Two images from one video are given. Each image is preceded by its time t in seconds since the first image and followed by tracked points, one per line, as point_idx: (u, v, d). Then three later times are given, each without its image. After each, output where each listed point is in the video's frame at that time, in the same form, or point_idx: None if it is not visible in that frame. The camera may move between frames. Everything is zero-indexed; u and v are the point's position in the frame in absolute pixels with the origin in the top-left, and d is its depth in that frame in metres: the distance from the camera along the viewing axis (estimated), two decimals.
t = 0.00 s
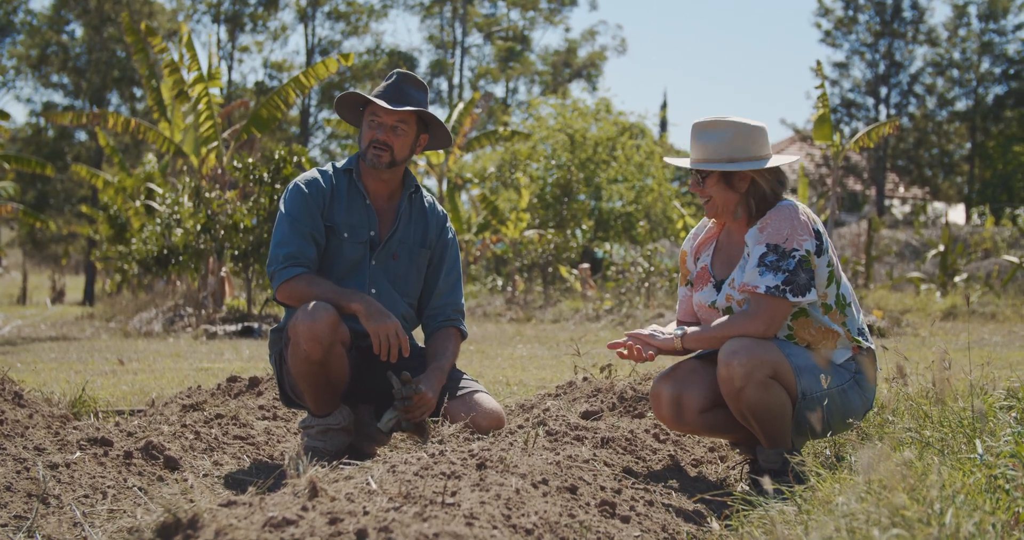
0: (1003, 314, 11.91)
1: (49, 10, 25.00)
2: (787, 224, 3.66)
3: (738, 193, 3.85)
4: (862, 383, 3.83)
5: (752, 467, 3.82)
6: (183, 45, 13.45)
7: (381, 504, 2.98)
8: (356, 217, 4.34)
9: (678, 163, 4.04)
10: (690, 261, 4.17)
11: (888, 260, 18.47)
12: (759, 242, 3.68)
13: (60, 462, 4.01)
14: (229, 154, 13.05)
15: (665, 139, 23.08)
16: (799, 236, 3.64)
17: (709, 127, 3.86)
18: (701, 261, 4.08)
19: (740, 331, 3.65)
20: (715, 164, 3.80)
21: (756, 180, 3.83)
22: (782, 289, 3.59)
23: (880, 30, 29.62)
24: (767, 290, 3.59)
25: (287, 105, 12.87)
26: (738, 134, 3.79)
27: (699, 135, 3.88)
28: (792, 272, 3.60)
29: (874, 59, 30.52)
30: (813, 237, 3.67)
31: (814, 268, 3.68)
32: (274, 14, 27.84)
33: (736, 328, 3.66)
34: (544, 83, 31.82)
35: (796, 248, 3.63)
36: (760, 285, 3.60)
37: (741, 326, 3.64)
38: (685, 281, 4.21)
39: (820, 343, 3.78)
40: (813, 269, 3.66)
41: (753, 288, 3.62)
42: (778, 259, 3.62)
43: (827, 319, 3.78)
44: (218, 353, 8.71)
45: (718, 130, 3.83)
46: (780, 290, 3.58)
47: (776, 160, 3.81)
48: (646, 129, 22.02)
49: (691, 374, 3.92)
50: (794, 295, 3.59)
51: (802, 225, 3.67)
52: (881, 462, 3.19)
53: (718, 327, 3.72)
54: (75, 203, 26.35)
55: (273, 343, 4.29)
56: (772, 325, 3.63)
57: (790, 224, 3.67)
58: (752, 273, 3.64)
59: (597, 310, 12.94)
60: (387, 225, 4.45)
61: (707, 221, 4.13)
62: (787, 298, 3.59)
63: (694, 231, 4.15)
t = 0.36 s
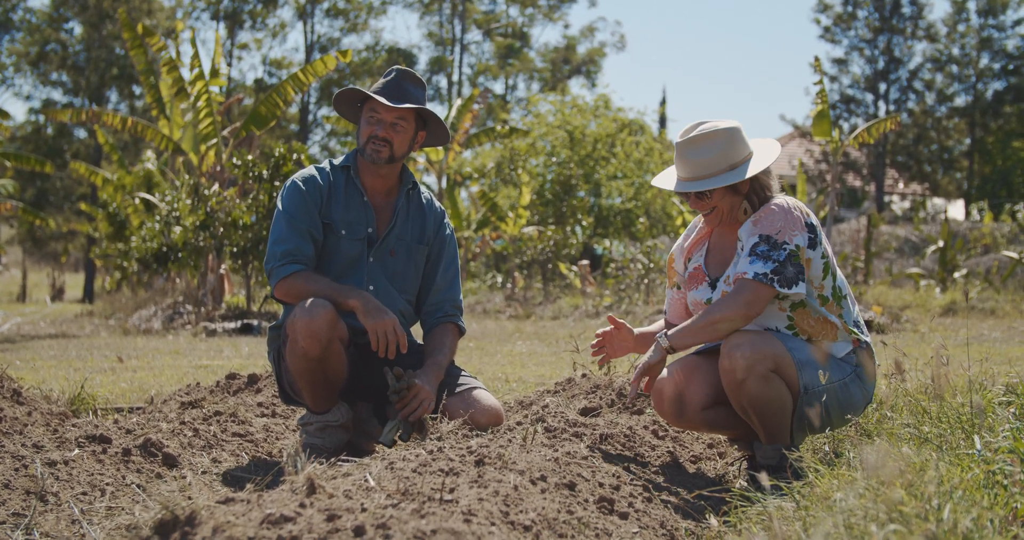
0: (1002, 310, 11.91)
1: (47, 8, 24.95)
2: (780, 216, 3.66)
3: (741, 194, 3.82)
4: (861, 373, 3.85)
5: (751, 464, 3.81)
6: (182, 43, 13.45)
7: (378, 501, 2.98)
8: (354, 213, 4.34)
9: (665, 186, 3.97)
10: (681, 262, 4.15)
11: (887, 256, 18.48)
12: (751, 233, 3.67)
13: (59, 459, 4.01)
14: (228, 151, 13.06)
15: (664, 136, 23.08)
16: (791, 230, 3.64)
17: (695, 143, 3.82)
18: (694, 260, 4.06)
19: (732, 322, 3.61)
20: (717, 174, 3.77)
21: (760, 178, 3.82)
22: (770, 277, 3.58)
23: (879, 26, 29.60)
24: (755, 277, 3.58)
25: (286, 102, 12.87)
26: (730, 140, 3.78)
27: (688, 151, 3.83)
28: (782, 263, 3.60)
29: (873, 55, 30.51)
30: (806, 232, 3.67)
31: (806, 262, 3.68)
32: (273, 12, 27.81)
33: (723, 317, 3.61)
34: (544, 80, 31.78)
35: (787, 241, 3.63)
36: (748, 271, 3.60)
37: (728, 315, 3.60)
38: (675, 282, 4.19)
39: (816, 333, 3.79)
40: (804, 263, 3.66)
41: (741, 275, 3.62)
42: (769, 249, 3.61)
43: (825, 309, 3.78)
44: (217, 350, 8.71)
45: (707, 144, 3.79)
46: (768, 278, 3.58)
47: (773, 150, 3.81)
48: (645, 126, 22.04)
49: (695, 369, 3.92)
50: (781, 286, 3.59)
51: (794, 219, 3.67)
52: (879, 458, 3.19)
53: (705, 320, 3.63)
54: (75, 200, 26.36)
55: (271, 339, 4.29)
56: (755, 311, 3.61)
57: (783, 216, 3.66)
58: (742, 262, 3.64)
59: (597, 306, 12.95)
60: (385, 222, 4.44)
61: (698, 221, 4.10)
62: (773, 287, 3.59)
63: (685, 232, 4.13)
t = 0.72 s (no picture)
0: (1001, 306, 11.91)
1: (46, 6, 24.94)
2: (777, 213, 3.66)
3: (721, 205, 3.74)
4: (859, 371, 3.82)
5: (750, 460, 3.82)
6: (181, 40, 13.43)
7: (377, 497, 2.98)
8: (353, 211, 4.34)
9: (643, 205, 3.88)
10: (668, 273, 4.10)
11: (887, 253, 18.48)
12: (775, 239, 3.64)
13: (58, 457, 4.01)
14: (227, 149, 13.06)
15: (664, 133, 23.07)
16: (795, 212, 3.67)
17: (669, 159, 3.72)
18: (680, 271, 4.02)
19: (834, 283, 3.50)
20: (696, 192, 3.68)
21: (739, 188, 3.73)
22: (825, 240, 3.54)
23: (878, 23, 29.59)
24: (816, 248, 3.52)
25: (285, 100, 12.85)
26: (706, 153, 3.68)
27: (663, 169, 3.72)
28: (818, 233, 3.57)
29: (872, 51, 30.50)
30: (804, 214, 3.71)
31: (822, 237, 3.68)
32: (272, 9, 27.80)
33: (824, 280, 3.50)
34: (543, 77, 31.76)
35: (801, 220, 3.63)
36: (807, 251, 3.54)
37: (829, 276, 3.49)
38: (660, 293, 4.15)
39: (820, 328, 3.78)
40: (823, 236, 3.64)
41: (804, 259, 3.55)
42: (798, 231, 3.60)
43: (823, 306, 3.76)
44: (216, 348, 8.71)
45: (682, 161, 3.69)
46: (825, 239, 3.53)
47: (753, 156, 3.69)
48: (644, 122, 22.05)
49: (691, 370, 3.91)
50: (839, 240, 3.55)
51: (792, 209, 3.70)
52: (878, 455, 3.18)
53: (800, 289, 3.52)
54: (74, 198, 26.39)
55: (270, 337, 4.29)
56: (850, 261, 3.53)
57: (784, 209, 3.66)
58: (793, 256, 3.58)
59: (596, 303, 12.95)
60: (383, 219, 4.45)
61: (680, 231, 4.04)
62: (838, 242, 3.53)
63: (668, 242, 4.09)
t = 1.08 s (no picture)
0: (1001, 302, 11.91)
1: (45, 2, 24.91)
2: (760, 214, 3.64)
3: (703, 211, 3.70)
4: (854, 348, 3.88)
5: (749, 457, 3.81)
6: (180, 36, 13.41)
7: (376, 494, 2.98)
8: (352, 207, 4.33)
9: (621, 211, 3.81)
10: (650, 275, 4.04)
11: (887, 248, 18.47)
12: (762, 242, 3.61)
13: (57, 454, 4.00)
14: (226, 145, 13.05)
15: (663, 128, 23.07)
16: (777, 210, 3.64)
17: (650, 167, 3.65)
18: (664, 274, 3.96)
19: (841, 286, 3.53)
20: (678, 201, 3.62)
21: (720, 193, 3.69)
22: (817, 241, 3.52)
23: (878, 18, 29.57)
24: (809, 253, 3.52)
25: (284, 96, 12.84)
26: (687, 162, 3.62)
27: (644, 177, 3.65)
28: (807, 230, 3.55)
29: (872, 46, 30.49)
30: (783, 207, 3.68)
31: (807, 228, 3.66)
32: (271, 6, 27.81)
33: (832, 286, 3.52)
34: (542, 73, 31.75)
35: (787, 218, 3.60)
36: (801, 259, 3.53)
37: (835, 281, 3.52)
38: (645, 297, 4.09)
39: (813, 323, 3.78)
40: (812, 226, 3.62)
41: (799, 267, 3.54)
42: (788, 236, 3.57)
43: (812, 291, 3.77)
44: (215, 345, 8.71)
45: (663, 168, 3.62)
46: (818, 241, 3.52)
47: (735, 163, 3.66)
48: (644, 118, 22.06)
49: (690, 380, 3.88)
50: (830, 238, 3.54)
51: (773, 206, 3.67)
52: (876, 451, 3.19)
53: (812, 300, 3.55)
54: (74, 195, 26.39)
55: (270, 333, 4.28)
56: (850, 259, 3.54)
57: (766, 209, 3.64)
58: (786, 264, 3.57)
59: (595, 299, 12.94)
60: (383, 215, 4.44)
61: (655, 234, 3.98)
62: (830, 242, 3.53)
63: (646, 245, 4.02)
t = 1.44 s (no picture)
0: (999, 300, 11.92)
1: None
2: (740, 202, 3.59)
3: (685, 196, 3.66)
4: (867, 267, 3.88)
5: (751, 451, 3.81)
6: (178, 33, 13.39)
7: (374, 491, 2.98)
8: (351, 205, 4.33)
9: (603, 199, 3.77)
10: (653, 277, 4.02)
11: (885, 246, 18.47)
12: (745, 233, 3.59)
13: (55, 451, 4.00)
14: (224, 143, 13.04)
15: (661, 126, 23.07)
16: (759, 196, 3.57)
17: (629, 151, 3.62)
18: (670, 273, 3.94)
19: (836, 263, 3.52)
20: (656, 184, 3.58)
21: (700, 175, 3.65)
22: (800, 230, 3.47)
23: (876, 16, 29.58)
24: (792, 244, 3.47)
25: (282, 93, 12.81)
26: (665, 145, 3.59)
27: (623, 162, 3.62)
28: (789, 216, 3.49)
29: (870, 44, 30.48)
30: (766, 185, 3.60)
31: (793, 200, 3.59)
32: (270, 3, 27.78)
33: (827, 268, 3.53)
34: (541, 70, 31.74)
35: (766, 203, 3.54)
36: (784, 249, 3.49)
37: (828, 261, 3.52)
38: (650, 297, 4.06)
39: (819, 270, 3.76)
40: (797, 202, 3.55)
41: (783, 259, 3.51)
42: (771, 223, 3.52)
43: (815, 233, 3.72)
44: (213, 342, 8.71)
45: (642, 151, 3.59)
46: (800, 231, 3.47)
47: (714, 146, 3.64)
48: (642, 116, 22.08)
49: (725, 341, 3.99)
50: (812, 222, 3.48)
51: (754, 187, 3.61)
52: (874, 449, 3.20)
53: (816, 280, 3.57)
54: (72, 192, 26.36)
55: (268, 330, 4.28)
56: (839, 237, 3.50)
57: (746, 197, 3.59)
58: (770, 253, 3.53)
59: (593, 297, 12.95)
60: (381, 213, 4.44)
61: (647, 236, 3.94)
62: (812, 228, 3.48)
63: (638, 249, 3.98)
